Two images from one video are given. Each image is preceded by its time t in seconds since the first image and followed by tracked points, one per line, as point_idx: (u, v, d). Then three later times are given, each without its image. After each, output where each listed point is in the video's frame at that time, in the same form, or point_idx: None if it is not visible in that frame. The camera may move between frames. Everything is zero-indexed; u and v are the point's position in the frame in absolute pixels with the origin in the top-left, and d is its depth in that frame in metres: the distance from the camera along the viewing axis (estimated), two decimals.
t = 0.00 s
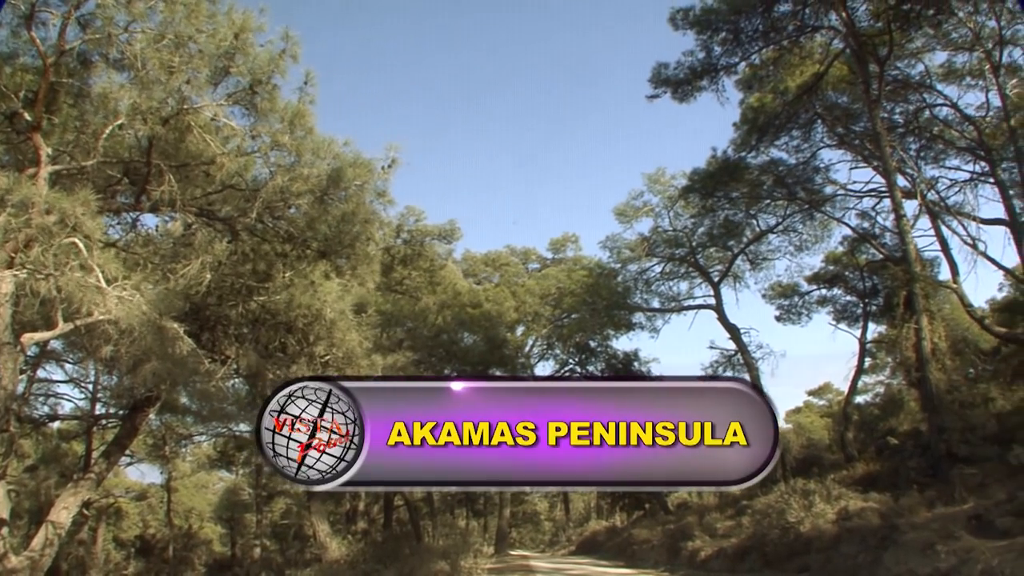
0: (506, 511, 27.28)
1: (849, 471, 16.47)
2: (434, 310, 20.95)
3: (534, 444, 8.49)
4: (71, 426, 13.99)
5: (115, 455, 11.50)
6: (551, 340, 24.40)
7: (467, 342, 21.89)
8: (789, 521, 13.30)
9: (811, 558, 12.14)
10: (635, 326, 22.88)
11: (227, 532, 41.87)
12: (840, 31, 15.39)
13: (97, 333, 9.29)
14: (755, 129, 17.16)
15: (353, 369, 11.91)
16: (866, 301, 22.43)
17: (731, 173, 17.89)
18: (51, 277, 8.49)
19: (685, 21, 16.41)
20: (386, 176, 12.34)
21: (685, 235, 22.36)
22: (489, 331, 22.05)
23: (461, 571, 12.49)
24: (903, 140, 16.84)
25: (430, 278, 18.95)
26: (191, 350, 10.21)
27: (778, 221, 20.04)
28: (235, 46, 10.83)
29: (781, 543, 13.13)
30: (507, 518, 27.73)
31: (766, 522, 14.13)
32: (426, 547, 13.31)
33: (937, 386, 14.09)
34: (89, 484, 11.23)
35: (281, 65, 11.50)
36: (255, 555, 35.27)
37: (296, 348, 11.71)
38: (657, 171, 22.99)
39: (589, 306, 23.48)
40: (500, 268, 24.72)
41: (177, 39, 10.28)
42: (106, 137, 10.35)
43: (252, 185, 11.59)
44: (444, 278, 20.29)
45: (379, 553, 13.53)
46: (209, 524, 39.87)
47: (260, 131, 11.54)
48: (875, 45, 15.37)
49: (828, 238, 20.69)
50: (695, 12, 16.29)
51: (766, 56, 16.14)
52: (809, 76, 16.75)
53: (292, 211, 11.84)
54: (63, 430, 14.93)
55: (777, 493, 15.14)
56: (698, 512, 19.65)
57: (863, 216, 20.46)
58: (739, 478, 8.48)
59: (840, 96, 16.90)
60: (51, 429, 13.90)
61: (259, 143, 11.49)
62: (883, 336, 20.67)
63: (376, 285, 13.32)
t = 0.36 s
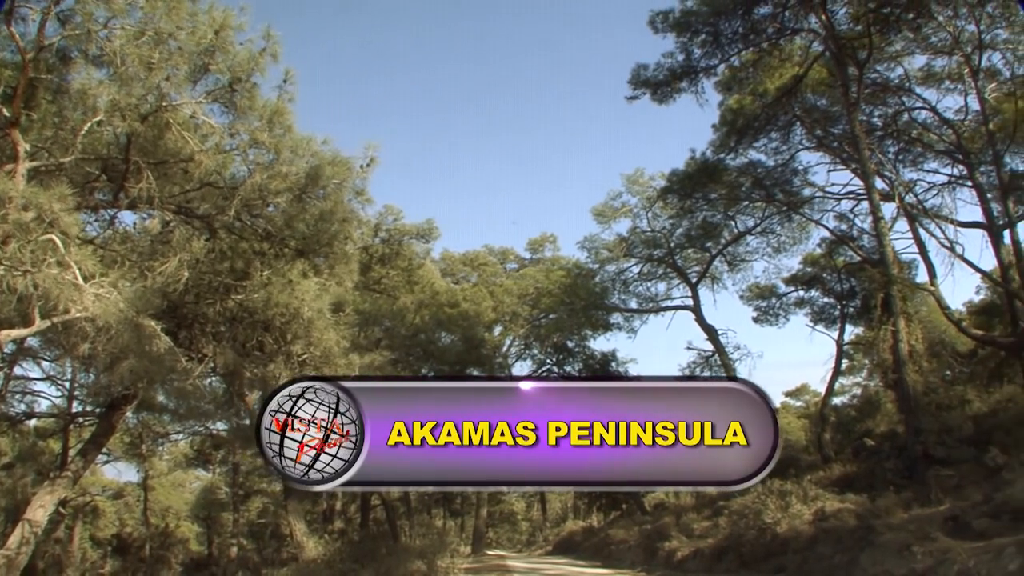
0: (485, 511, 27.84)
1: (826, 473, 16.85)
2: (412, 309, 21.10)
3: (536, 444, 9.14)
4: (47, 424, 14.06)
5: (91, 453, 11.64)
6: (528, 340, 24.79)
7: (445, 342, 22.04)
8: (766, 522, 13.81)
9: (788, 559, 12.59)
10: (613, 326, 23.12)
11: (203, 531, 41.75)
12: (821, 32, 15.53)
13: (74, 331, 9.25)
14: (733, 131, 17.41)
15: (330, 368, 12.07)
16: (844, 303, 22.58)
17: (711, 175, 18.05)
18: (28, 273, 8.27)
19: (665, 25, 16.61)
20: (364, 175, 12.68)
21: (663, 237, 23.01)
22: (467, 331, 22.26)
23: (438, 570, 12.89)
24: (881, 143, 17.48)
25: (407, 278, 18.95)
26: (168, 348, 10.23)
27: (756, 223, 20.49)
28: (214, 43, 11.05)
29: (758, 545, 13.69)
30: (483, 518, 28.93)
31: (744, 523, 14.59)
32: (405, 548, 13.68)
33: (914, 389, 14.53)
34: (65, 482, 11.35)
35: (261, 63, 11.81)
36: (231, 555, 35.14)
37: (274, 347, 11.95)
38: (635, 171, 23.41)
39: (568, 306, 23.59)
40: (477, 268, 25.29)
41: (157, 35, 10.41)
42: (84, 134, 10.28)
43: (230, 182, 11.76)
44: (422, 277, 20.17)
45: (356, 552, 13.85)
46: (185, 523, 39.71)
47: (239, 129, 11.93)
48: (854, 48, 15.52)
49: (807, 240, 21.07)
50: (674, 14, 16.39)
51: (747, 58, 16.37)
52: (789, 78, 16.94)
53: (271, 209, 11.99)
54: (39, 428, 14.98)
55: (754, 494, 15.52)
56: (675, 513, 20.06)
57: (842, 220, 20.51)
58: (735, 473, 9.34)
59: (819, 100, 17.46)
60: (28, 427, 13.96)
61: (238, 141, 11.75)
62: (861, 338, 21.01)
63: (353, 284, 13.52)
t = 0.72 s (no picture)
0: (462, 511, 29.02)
1: (803, 474, 17.30)
2: (390, 310, 22.49)
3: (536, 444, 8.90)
4: (24, 422, 14.10)
5: (68, 451, 11.88)
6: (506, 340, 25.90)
7: (423, 341, 23.46)
8: (743, 523, 14.41)
9: (765, 559, 13.14)
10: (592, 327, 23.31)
11: (180, 530, 41.72)
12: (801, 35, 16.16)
13: (51, 328, 9.21)
14: (713, 133, 18.02)
15: (308, 366, 12.69)
16: (822, 305, 23.25)
17: (690, 176, 18.52)
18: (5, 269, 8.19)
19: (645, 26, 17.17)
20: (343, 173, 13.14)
21: (641, 238, 23.78)
22: (444, 331, 23.85)
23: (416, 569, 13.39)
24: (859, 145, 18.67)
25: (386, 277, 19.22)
26: (146, 346, 10.23)
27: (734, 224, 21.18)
28: (195, 40, 11.19)
29: (735, 545, 14.26)
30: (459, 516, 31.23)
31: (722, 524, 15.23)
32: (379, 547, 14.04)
33: (890, 391, 15.06)
34: (43, 480, 11.46)
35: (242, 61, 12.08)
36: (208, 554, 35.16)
37: (251, 344, 12.53)
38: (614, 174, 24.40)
39: (546, 305, 24.16)
40: (456, 268, 26.49)
41: (137, 32, 10.54)
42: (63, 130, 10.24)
43: (209, 180, 11.86)
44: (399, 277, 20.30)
45: (332, 551, 14.01)
46: (161, 521, 39.66)
47: (219, 127, 12.12)
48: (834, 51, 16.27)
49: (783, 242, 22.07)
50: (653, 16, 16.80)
51: (726, 61, 16.82)
52: (768, 81, 17.65)
53: (249, 207, 12.23)
54: (17, 425, 15.08)
55: (730, 496, 16.11)
56: (652, 515, 20.69)
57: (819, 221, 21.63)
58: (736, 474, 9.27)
59: (799, 102, 18.15)
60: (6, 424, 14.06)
61: (218, 139, 11.92)
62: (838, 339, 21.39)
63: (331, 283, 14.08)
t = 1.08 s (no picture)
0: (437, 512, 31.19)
1: (778, 475, 17.94)
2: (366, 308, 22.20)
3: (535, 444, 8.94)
4: None
5: (44, 449, 11.98)
6: (481, 340, 27.01)
7: (399, 340, 23.55)
8: (718, 524, 15.18)
9: (742, 560, 14.11)
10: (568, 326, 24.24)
11: (156, 527, 41.77)
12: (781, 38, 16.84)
13: (27, 324, 9.12)
14: (691, 133, 18.67)
15: (283, 364, 12.99)
16: (798, 307, 23.56)
17: (667, 176, 19.15)
18: None
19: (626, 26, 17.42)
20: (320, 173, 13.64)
21: (618, 238, 24.31)
22: (420, 330, 23.99)
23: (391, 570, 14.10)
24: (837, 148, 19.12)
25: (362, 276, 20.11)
26: (121, 343, 10.22)
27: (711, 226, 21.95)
28: (173, 37, 11.63)
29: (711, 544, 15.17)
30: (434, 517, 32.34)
31: (696, 524, 16.11)
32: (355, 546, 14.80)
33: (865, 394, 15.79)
34: (19, 478, 11.52)
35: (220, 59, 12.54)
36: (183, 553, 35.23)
37: (226, 343, 12.60)
38: (591, 175, 25.36)
39: (522, 306, 25.41)
40: (433, 266, 26.86)
41: (115, 28, 10.82)
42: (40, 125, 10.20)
43: (186, 177, 12.18)
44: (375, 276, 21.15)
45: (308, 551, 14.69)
46: (136, 519, 39.59)
47: (196, 123, 12.51)
48: (813, 53, 16.90)
49: (760, 244, 22.96)
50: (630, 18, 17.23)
51: (704, 63, 17.47)
52: (746, 84, 18.32)
53: (225, 205, 12.69)
54: None
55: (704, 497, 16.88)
56: (627, 515, 21.55)
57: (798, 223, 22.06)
58: (736, 473, 9.46)
59: (778, 105, 18.66)
60: None
61: (194, 136, 12.30)
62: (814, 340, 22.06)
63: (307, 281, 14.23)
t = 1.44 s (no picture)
0: (410, 512, 31.89)
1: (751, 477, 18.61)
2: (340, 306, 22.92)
3: (533, 443, 9.48)
4: None
5: (16, 447, 11.96)
6: (456, 339, 27.50)
7: (373, 339, 24.35)
8: (691, 525, 16.05)
9: (714, 560, 14.82)
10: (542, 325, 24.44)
11: (129, 526, 41.76)
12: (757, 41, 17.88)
13: None
14: (667, 136, 19.70)
15: (256, 363, 13.64)
16: (773, 309, 24.13)
17: (643, 177, 20.18)
18: None
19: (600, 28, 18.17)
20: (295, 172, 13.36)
21: (593, 239, 25.28)
22: (393, 329, 24.84)
23: (362, 568, 14.82)
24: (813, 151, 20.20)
25: (336, 276, 21.25)
26: (94, 341, 10.18)
27: (686, 226, 22.73)
28: (151, 34, 11.88)
29: (684, 546, 15.97)
30: (408, 517, 32.82)
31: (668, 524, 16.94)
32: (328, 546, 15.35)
33: (839, 396, 16.43)
34: None
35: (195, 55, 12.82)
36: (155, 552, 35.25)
37: (200, 340, 12.87)
38: (568, 176, 26.30)
39: (496, 306, 26.39)
40: (407, 265, 27.38)
41: (92, 23, 10.92)
42: (14, 120, 10.27)
43: (161, 173, 12.17)
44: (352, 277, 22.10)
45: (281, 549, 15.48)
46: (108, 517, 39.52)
47: (171, 120, 12.51)
48: (790, 56, 18.02)
49: (735, 246, 23.64)
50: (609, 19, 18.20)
51: (681, 65, 18.39)
52: (725, 85, 19.30)
53: (200, 202, 12.61)
54: None
55: (677, 497, 17.54)
56: (600, 515, 22.64)
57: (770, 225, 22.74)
58: (736, 470, 10.26)
59: (754, 107, 19.74)
60: None
61: (169, 132, 12.31)
62: (787, 343, 22.86)
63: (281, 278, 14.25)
